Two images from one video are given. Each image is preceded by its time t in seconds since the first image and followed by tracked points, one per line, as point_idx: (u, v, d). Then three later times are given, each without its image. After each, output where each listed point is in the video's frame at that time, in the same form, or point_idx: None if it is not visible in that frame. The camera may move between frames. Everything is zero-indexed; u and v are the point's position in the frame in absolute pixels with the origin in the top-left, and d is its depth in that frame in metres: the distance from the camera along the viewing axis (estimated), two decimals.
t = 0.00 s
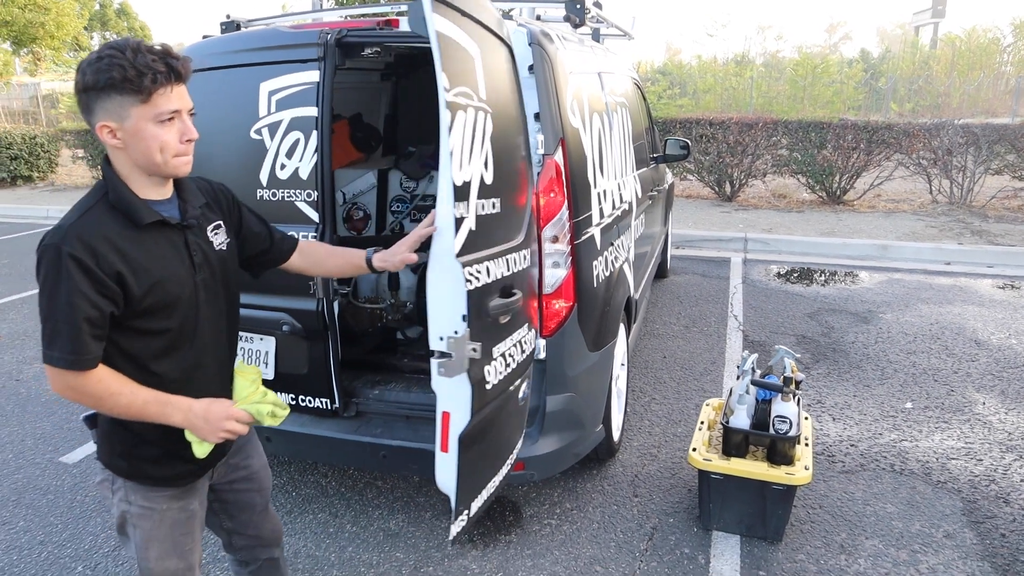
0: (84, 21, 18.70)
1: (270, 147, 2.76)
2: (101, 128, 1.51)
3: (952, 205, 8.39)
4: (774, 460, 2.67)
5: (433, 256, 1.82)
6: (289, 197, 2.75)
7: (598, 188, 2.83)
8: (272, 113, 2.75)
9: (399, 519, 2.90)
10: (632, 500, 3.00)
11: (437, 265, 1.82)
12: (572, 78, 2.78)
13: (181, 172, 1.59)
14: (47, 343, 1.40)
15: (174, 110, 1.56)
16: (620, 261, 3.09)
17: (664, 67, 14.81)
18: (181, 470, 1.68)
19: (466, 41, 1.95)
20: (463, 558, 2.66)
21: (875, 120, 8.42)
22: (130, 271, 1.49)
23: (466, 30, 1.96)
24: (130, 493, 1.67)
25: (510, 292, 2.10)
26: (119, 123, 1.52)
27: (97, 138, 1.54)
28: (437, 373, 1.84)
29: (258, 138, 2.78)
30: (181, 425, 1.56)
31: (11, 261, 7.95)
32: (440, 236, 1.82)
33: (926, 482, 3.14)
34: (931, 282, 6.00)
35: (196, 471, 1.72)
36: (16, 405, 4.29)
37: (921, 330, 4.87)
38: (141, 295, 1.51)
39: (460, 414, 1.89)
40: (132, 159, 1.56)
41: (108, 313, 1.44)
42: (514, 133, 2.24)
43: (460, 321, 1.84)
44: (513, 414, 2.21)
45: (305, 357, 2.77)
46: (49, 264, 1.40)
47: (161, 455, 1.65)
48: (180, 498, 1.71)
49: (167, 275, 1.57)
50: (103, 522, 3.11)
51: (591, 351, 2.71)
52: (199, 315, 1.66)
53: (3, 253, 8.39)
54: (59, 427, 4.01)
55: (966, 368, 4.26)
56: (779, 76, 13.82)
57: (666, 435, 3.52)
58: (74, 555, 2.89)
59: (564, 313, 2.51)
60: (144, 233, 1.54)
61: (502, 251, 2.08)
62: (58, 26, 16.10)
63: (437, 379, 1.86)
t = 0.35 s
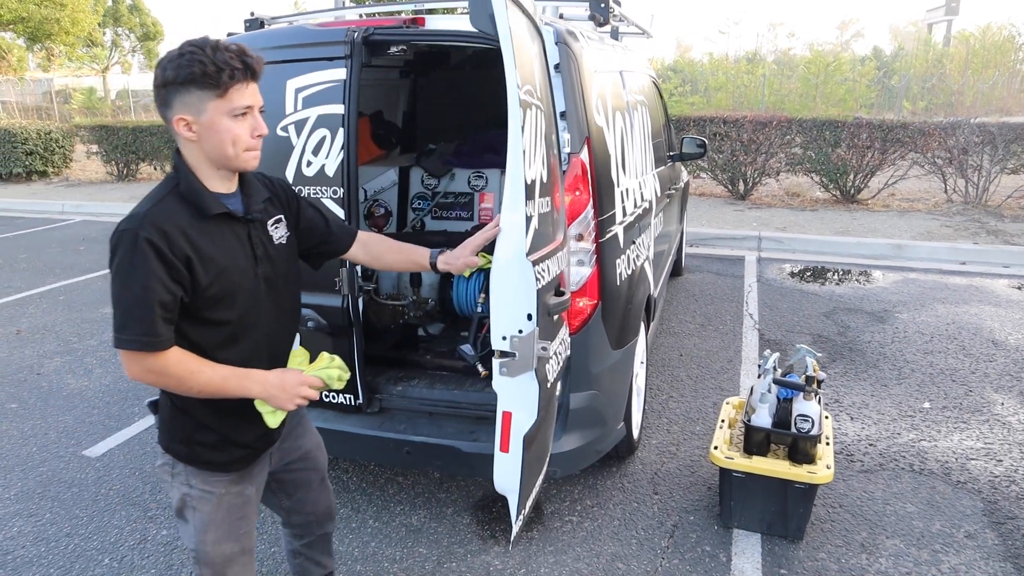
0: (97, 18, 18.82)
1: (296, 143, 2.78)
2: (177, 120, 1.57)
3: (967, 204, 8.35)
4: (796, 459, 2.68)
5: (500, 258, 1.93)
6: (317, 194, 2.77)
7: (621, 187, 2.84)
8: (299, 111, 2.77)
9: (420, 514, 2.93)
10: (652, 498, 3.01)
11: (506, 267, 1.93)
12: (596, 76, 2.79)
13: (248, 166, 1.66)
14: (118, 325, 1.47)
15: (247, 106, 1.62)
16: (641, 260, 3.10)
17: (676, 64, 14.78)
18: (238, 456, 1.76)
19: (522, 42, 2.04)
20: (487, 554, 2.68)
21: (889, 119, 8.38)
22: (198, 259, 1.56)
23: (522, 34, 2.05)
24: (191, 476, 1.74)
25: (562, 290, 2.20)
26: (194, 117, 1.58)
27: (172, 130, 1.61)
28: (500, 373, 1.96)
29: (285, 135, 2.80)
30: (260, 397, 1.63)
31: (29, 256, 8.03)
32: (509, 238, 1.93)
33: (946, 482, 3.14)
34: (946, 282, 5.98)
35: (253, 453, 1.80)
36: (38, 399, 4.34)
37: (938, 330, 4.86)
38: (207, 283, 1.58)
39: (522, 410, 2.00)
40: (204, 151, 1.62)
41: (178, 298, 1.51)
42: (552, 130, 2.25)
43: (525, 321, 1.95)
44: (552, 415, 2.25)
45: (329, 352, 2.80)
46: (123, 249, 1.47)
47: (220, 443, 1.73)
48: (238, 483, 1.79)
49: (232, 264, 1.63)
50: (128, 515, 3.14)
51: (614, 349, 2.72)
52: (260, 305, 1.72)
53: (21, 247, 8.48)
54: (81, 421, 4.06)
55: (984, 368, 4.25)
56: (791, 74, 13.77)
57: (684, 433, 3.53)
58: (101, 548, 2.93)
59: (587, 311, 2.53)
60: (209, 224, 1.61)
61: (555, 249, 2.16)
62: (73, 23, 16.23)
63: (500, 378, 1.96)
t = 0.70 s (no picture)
0: (108, 18, 18.86)
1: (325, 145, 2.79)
2: (310, 113, 1.77)
3: (984, 207, 8.27)
4: (830, 469, 2.63)
5: (535, 262, 1.87)
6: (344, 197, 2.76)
7: (651, 190, 2.80)
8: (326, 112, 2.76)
9: (446, 522, 2.89)
10: (681, 506, 2.97)
11: (541, 272, 1.87)
12: (627, 77, 2.75)
13: (356, 158, 1.89)
14: (277, 306, 1.67)
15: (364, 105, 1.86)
16: (669, 264, 3.05)
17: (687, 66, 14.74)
18: (356, 423, 2.00)
19: (558, 45, 2.01)
20: (514, 563, 2.64)
21: (906, 120, 8.30)
22: (333, 238, 1.79)
23: (559, 36, 2.02)
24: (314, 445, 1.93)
25: (595, 296, 2.16)
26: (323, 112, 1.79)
27: (299, 123, 1.80)
28: (533, 382, 1.89)
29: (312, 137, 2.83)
30: (399, 344, 1.84)
31: (42, 255, 8.03)
32: (545, 242, 1.88)
33: (979, 492, 3.08)
34: (967, 286, 5.91)
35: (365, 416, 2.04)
36: (56, 401, 4.32)
37: (961, 335, 4.80)
38: (340, 258, 1.81)
39: (554, 421, 1.95)
40: (323, 143, 1.83)
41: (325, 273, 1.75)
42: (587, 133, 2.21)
43: (560, 329, 1.89)
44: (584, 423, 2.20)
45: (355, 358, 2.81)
46: (277, 238, 1.66)
47: (344, 413, 1.96)
48: (352, 448, 2.03)
49: (353, 241, 1.86)
50: (149, 521, 3.11)
51: (645, 355, 2.68)
52: (367, 277, 1.96)
53: (33, 247, 8.47)
54: (99, 424, 4.04)
55: (1011, 374, 4.19)
56: (803, 74, 13.70)
57: (710, 439, 3.49)
58: (123, 554, 2.90)
59: (620, 317, 2.49)
60: (334, 207, 1.84)
61: (589, 255, 2.13)
62: (85, 23, 16.26)
63: (533, 387, 1.90)
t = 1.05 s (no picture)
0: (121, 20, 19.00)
1: (345, 149, 2.81)
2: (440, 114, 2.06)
3: (1002, 209, 8.19)
4: (854, 477, 2.60)
5: (565, 271, 1.88)
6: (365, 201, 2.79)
7: (673, 195, 2.79)
8: (346, 116, 2.80)
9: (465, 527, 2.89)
10: (701, 513, 2.95)
11: (571, 280, 1.87)
12: (649, 81, 2.74)
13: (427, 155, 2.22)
14: (460, 272, 1.95)
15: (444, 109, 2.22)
16: (689, 269, 3.03)
17: (698, 67, 14.69)
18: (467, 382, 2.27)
19: (588, 48, 2.00)
20: (535, 570, 2.63)
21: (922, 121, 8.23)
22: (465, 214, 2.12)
23: (589, 39, 2.02)
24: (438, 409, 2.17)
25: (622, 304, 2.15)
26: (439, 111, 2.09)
27: (426, 120, 2.05)
28: (562, 391, 1.91)
29: (332, 140, 2.84)
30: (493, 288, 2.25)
31: (57, 257, 8.08)
32: (575, 248, 1.88)
33: (1004, 500, 3.04)
34: (985, 289, 5.85)
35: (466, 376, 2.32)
36: (73, 404, 4.34)
37: (981, 339, 4.75)
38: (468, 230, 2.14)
39: (583, 430, 1.95)
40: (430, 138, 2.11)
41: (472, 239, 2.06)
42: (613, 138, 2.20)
43: (589, 338, 1.89)
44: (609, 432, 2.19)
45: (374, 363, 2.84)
46: (455, 216, 1.95)
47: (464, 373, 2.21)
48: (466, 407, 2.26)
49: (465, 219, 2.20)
50: (168, 525, 3.12)
51: (666, 361, 2.66)
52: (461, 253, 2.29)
53: (48, 249, 8.52)
54: (116, 427, 4.05)
55: None
56: (816, 75, 13.60)
57: (729, 445, 3.47)
58: (141, 558, 2.90)
59: (643, 323, 2.47)
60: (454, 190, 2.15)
61: (616, 261, 2.12)
62: (99, 25, 16.36)
63: (561, 395, 1.92)
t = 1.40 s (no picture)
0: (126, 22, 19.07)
1: (348, 151, 2.81)
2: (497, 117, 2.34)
3: (1006, 210, 8.17)
4: (856, 478, 2.60)
5: (567, 273, 1.88)
6: (368, 202, 2.80)
7: (676, 196, 2.79)
8: (349, 118, 2.81)
9: (467, 529, 2.90)
10: (703, 514, 2.95)
11: (572, 282, 1.88)
12: (651, 83, 2.74)
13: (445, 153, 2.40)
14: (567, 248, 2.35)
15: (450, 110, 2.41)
16: (692, 271, 3.03)
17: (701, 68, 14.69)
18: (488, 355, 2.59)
19: (590, 50, 2.01)
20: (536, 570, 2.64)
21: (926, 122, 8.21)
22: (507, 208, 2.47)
23: (591, 42, 2.03)
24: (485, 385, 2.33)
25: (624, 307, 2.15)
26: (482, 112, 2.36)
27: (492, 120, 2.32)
28: (564, 393, 1.92)
29: (335, 142, 2.84)
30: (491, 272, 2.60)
31: (62, 258, 8.11)
32: (578, 249, 1.89)
33: (1007, 502, 3.04)
34: (989, 291, 5.84)
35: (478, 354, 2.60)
36: (77, 405, 4.36)
37: (984, 341, 4.74)
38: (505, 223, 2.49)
39: (585, 432, 1.96)
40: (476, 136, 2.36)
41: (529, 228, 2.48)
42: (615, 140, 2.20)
43: (592, 340, 1.90)
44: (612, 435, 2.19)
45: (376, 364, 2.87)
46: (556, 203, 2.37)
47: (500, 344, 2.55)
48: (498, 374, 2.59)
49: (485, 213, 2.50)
50: (171, 525, 3.14)
51: (669, 363, 2.66)
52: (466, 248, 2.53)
53: (53, 250, 8.56)
54: (119, 428, 4.07)
55: None
56: (819, 76, 13.57)
57: (731, 446, 3.47)
58: (144, 559, 2.91)
59: (645, 325, 2.47)
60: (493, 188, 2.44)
61: (619, 263, 2.13)
62: (104, 27, 16.42)
63: (563, 396, 1.93)
